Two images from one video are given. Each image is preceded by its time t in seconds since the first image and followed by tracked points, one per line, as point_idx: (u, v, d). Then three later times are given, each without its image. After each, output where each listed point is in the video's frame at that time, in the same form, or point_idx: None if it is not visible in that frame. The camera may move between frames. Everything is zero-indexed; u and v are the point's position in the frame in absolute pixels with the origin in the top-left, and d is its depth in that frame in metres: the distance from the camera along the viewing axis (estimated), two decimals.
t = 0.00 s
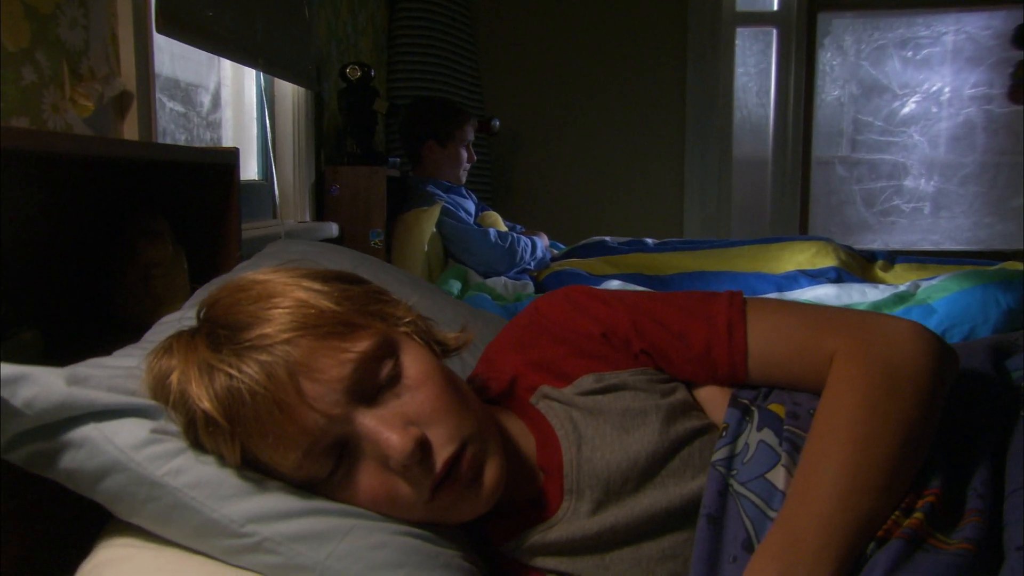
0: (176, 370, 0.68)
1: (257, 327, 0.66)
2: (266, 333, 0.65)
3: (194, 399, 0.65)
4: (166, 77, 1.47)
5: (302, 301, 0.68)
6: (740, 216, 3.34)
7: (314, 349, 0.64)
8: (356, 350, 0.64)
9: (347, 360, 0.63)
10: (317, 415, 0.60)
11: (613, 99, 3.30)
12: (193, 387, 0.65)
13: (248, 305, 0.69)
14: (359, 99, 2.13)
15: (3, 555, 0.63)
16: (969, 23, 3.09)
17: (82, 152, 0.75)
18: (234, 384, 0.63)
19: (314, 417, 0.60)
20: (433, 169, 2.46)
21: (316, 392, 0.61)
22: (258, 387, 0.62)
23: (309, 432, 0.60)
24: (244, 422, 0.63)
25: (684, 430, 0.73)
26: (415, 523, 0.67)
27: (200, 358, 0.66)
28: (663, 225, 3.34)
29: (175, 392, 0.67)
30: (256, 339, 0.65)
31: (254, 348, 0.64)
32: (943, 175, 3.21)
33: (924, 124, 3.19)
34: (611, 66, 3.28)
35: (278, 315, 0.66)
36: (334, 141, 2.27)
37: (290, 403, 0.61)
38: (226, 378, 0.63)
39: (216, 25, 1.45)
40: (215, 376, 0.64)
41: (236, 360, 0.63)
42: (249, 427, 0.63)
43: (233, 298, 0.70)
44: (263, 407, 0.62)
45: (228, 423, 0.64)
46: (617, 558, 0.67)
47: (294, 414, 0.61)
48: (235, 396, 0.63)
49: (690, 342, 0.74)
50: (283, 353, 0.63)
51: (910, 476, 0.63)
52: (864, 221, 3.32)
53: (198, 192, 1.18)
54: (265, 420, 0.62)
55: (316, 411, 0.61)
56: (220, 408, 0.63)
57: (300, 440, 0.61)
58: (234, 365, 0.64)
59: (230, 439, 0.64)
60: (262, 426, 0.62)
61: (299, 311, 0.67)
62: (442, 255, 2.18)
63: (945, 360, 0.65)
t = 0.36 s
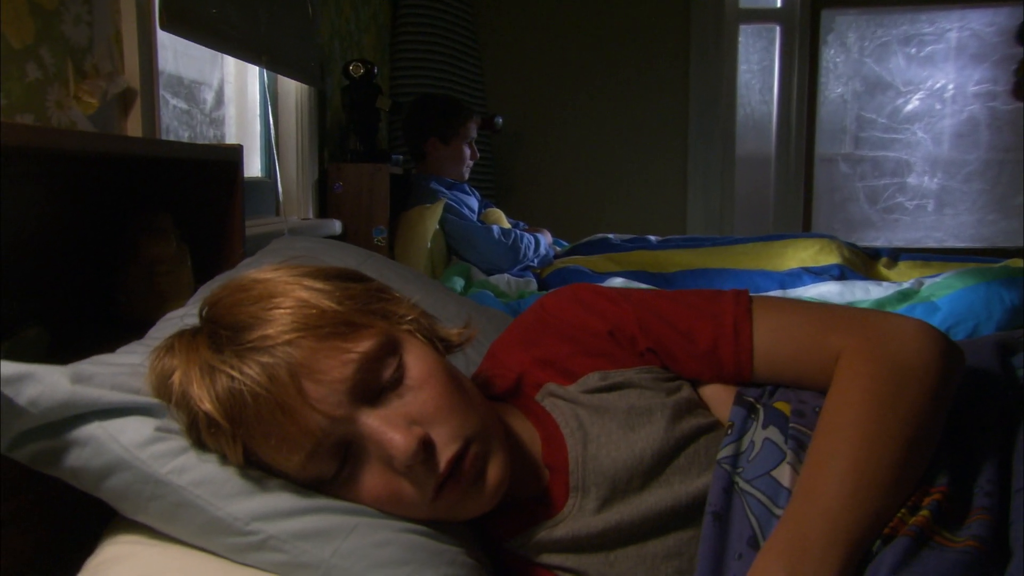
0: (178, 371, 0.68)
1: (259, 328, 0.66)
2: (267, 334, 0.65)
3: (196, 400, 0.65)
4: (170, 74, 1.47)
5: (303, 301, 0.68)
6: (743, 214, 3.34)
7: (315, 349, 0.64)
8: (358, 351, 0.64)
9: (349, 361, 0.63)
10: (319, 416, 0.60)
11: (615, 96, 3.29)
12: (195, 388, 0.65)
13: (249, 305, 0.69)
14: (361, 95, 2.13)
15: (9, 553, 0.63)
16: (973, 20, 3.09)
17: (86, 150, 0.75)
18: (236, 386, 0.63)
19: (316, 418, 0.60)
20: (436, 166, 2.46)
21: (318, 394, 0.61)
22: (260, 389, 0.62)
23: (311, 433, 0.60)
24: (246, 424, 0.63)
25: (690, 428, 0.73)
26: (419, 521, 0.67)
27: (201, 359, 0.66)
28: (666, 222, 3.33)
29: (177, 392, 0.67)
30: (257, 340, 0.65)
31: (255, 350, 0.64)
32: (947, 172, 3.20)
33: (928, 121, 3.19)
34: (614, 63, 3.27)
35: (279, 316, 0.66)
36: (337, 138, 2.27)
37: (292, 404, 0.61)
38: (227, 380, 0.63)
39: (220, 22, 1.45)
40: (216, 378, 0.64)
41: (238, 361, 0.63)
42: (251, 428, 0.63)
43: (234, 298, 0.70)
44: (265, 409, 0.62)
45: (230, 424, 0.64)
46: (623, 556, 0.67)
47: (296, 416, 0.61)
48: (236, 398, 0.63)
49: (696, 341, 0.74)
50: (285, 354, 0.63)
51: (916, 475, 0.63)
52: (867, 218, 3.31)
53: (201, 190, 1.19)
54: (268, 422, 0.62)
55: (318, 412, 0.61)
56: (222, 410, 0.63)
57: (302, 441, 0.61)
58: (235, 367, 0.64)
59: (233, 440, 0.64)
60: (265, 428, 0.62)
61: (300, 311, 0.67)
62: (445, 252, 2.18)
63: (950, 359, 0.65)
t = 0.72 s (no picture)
0: (182, 372, 0.68)
1: (262, 329, 0.66)
2: (271, 336, 0.65)
3: (199, 402, 0.65)
4: (174, 73, 1.47)
5: (307, 302, 0.68)
6: (747, 213, 3.34)
7: (319, 351, 0.64)
8: (362, 352, 0.64)
9: (353, 363, 0.63)
10: (324, 418, 0.60)
11: (619, 95, 3.29)
12: (199, 390, 0.65)
13: (252, 306, 0.68)
14: (365, 93, 2.13)
15: (15, 552, 0.63)
16: (978, 19, 3.08)
17: (92, 148, 0.75)
18: (239, 388, 0.63)
19: (321, 420, 0.60)
20: (439, 165, 2.46)
21: (322, 396, 0.61)
22: (264, 392, 0.62)
23: (316, 435, 0.60)
24: (251, 425, 0.63)
25: (695, 429, 0.72)
26: (424, 521, 0.67)
27: (205, 360, 0.66)
28: (670, 221, 3.33)
29: (181, 394, 0.67)
30: (261, 342, 0.65)
31: (259, 352, 0.64)
32: (951, 171, 3.19)
33: (933, 120, 3.18)
34: (617, 62, 3.27)
35: (283, 317, 0.66)
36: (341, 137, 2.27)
37: (296, 406, 0.61)
38: (231, 382, 0.63)
39: (224, 21, 1.45)
40: (220, 380, 0.64)
41: (241, 364, 0.63)
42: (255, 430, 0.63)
43: (237, 300, 0.70)
44: (270, 411, 0.62)
45: (233, 426, 0.64)
46: (628, 556, 0.67)
47: (301, 418, 0.61)
48: (240, 400, 0.63)
49: (701, 342, 0.74)
50: (289, 356, 0.63)
51: (923, 475, 0.62)
52: (872, 217, 3.30)
53: (205, 189, 1.19)
54: (272, 423, 0.62)
55: (323, 414, 0.61)
56: (226, 412, 0.63)
57: (307, 443, 0.61)
58: (239, 369, 0.64)
59: (237, 441, 0.64)
60: (269, 430, 0.62)
61: (304, 313, 0.67)
62: (449, 251, 2.18)
63: (956, 359, 0.65)
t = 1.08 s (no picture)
0: (184, 372, 0.68)
1: (265, 329, 0.66)
2: (274, 336, 0.65)
3: (202, 403, 0.65)
4: (178, 73, 1.47)
5: (309, 302, 0.68)
6: (750, 212, 3.35)
7: (321, 350, 0.64)
8: (365, 352, 0.64)
9: (356, 363, 0.63)
10: (327, 418, 0.60)
11: (622, 94, 3.29)
12: (202, 390, 0.65)
13: (255, 306, 0.68)
14: (368, 92, 2.13)
15: (19, 551, 0.63)
16: (982, 17, 3.07)
17: (98, 147, 0.75)
18: (242, 389, 0.63)
19: (324, 420, 0.60)
20: (442, 164, 2.46)
21: (325, 395, 0.61)
22: (266, 392, 0.62)
23: (319, 436, 0.61)
24: (254, 425, 0.63)
25: (699, 429, 0.72)
26: (428, 520, 0.67)
27: (207, 360, 0.66)
28: (673, 220, 3.33)
29: (184, 394, 0.67)
30: (263, 342, 0.65)
31: (262, 352, 0.64)
32: (955, 170, 3.20)
33: (936, 119, 3.18)
34: (621, 60, 3.27)
35: (285, 318, 0.66)
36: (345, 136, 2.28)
37: (299, 407, 0.61)
38: (234, 382, 0.63)
39: (228, 20, 1.45)
40: (223, 380, 0.64)
41: (244, 364, 0.63)
42: (259, 429, 0.63)
43: (239, 300, 0.70)
44: (273, 411, 0.62)
45: (236, 426, 0.64)
46: (632, 556, 0.67)
47: (305, 418, 0.61)
48: (243, 401, 0.63)
49: (707, 342, 0.74)
50: (292, 356, 0.63)
51: (928, 475, 0.62)
52: (875, 216, 3.30)
53: (209, 188, 1.19)
54: (275, 424, 0.62)
55: (326, 414, 0.61)
56: (229, 412, 0.64)
57: (311, 444, 0.61)
58: (242, 369, 0.64)
59: (241, 442, 0.64)
60: (273, 430, 0.63)
61: (306, 313, 0.67)
62: (452, 250, 2.18)
63: (962, 360, 0.65)
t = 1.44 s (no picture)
0: (188, 371, 0.68)
1: (268, 329, 0.66)
2: (277, 335, 0.65)
3: (206, 402, 0.65)
4: (181, 72, 1.47)
5: (313, 302, 0.68)
6: (754, 211, 3.34)
7: (324, 350, 0.64)
8: (368, 351, 0.64)
9: (360, 362, 0.63)
10: (330, 417, 0.61)
11: (625, 92, 3.28)
12: (205, 389, 0.65)
13: (259, 305, 0.69)
14: (371, 91, 2.13)
15: (23, 549, 0.64)
16: (987, 15, 3.07)
17: (101, 146, 0.76)
18: (245, 388, 0.63)
19: (327, 420, 0.60)
20: (445, 163, 2.46)
21: (328, 395, 0.61)
22: (269, 391, 0.62)
23: (323, 435, 0.61)
24: (257, 424, 0.64)
25: (703, 428, 0.72)
26: (432, 518, 0.67)
27: (211, 359, 0.66)
28: (676, 219, 3.32)
29: (188, 392, 0.68)
30: (267, 341, 0.65)
31: (265, 351, 0.64)
32: (959, 169, 3.21)
33: (941, 117, 3.18)
34: (624, 59, 3.27)
35: (289, 317, 0.66)
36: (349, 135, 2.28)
37: (302, 406, 0.61)
38: (237, 382, 0.64)
39: (231, 19, 1.45)
40: (226, 379, 0.64)
41: (247, 363, 0.64)
42: (262, 428, 0.63)
43: (243, 299, 0.70)
44: (276, 410, 0.62)
45: (240, 425, 0.64)
46: (636, 555, 0.67)
47: (308, 417, 0.61)
48: (247, 400, 0.63)
49: (711, 341, 0.74)
50: (295, 355, 0.63)
51: (933, 474, 0.62)
52: (879, 215, 3.29)
53: (212, 188, 1.19)
54: (279, 423, 0.62)
55: (329, 414, 0.61)
56: (232, 411, 0.64)
57: (314, 443, 0.61)
58: (245, 368, 0.64)
59: (244, 440, 0.65)
60: (276, 429, 0.63)
61: (310, 312, 0.67)
62: (455, 249, 2.18)
63: (967, 359, 0.65)
